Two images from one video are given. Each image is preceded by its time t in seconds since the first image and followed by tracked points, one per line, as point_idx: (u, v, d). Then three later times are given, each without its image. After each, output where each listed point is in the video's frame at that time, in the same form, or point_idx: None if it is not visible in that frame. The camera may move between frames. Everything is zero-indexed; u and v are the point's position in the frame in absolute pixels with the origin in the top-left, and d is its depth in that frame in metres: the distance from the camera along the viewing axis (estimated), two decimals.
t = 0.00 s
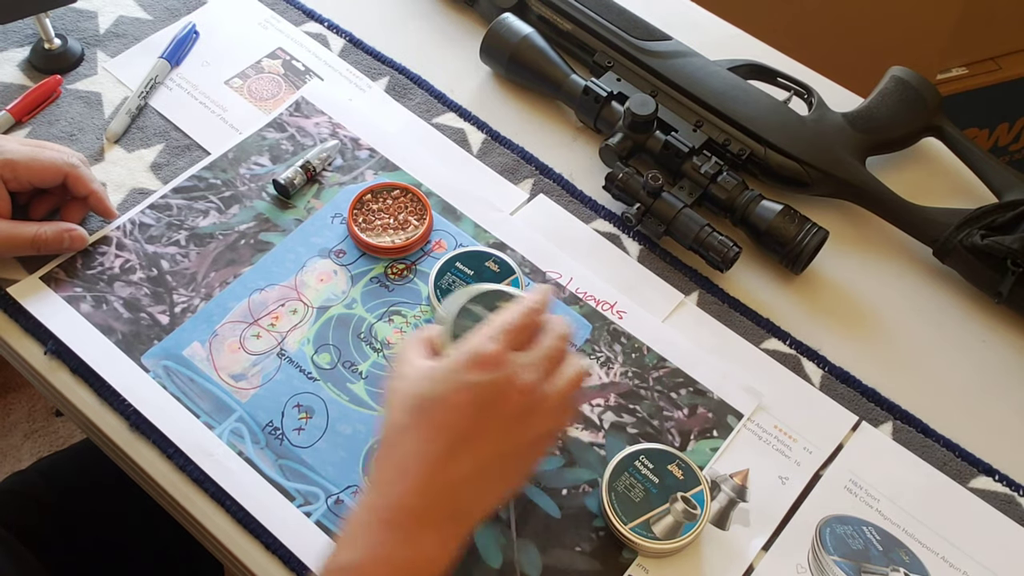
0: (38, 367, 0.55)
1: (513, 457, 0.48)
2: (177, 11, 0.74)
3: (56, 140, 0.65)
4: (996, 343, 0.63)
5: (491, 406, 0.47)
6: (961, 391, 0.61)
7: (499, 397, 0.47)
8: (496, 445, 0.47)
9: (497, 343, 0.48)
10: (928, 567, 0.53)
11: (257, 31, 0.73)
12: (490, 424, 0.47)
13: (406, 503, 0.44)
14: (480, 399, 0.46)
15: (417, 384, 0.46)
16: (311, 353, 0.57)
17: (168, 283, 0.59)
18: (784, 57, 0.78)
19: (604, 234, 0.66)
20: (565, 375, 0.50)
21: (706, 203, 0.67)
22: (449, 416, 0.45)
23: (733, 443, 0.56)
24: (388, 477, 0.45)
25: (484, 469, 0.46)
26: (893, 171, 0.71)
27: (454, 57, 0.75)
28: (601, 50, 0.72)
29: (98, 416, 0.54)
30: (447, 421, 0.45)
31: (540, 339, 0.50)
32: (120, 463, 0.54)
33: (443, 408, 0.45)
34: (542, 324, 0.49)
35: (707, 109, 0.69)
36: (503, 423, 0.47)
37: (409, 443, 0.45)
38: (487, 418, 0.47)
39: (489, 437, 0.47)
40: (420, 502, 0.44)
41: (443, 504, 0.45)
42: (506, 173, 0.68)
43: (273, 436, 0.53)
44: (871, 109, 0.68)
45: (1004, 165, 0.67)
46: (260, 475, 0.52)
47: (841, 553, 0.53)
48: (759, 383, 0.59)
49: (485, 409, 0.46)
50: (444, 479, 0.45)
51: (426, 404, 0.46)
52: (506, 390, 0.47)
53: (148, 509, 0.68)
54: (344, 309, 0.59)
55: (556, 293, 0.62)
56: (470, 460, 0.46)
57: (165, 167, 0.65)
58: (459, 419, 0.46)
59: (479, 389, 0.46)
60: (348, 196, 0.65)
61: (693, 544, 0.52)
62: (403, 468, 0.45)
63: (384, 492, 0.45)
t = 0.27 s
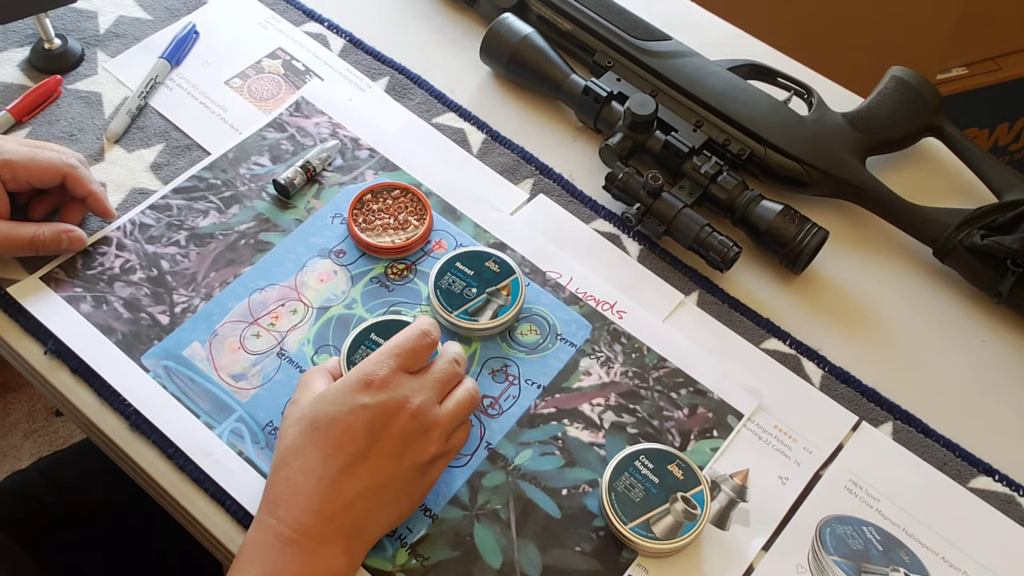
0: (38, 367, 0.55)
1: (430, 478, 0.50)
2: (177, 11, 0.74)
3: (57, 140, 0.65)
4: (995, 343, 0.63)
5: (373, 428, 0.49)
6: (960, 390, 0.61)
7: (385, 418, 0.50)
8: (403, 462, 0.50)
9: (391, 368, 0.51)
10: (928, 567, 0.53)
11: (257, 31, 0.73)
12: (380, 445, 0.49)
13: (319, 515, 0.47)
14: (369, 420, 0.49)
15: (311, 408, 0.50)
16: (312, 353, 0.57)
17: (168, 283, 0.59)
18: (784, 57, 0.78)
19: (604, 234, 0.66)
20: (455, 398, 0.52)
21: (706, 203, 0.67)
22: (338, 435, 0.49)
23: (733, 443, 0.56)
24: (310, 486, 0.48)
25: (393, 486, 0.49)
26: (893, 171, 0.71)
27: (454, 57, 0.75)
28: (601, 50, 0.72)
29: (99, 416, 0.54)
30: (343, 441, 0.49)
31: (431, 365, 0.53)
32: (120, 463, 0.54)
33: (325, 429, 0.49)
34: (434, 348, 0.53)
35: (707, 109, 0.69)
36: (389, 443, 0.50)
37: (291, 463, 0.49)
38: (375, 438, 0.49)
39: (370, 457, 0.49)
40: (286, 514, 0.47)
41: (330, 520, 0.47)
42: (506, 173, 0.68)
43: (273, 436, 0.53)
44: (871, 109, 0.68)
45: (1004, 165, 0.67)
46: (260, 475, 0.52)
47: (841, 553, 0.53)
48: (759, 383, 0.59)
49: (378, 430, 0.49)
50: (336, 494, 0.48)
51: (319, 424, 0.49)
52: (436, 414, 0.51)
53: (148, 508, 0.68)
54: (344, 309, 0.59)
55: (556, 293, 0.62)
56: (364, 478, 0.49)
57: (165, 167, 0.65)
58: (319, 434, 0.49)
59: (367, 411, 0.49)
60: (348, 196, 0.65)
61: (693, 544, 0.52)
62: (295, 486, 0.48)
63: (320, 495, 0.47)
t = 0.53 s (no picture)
0: (36, 367, 0.55)
1: (437, 477, 0.50)
2: (176, 10, 0.73)
3: (55, 139, 0.65)
4: (997, 344, 0.63)
5: (383, 426, 0.50)
6: (962, 391, 0.60)
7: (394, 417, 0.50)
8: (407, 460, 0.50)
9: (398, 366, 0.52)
10: (929, 568, 0.53)
11: (256, 31, 0.73)
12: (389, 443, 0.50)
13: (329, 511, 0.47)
14: (379, 417, 0.50)
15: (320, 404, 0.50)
16: (311, 353, 0.57)
17: (167, 283, 0.59)
18: (784, 57, 0.78)
19: (604, 234, 0.66)
20: (464, 399, 0.53)
21: (707, 203, 0.67)
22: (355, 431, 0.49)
23: (733, 444, 0.56)
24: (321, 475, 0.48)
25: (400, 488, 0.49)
26: (895, 170, 0.71)
27: (454, 56, 0.75)
28: (601, 49, 0.72)
29: (97, 417, 0.53)
30: (354, 440, 0.49)
31: (439, 364, 0.54)
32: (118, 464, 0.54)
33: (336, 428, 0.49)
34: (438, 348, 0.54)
35: (708, 109, 0.68)
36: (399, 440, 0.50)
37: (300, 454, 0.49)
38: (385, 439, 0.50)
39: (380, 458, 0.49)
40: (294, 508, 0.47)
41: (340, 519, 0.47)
42: (506, 172, 0.68)
43: (272, 437, 0.53)
44: (872, 108, 0.68)
45: (1005, 165, 0.67)
46: (258, 476, 0.51)
47: (842, 554, 0.52)
48: (760, 383, 0.59)
49: (384, 424, 0.50)
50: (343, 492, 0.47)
51: (330, 424, 0.49)
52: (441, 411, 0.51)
53: (147, 510, 0.67)
54: (343, 309, 0.59)
55: (557, 293, 0.62)
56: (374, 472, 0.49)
57: (164, 167, 0.65)
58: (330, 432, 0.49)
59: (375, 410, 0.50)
60: (347, 196, 0.65)
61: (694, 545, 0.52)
62: (306, 486, 0.47)
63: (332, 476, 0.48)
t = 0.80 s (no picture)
0: (38, 367, 0.55)
1: None
2: (176, 10, 0.74)
3: (56, 139, 0.65)
4: (995, 343, 0.63)
5: None
6: (960, 391, 0.61)
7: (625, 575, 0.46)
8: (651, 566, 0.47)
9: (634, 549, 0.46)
10: (928, 567, 0.53)
11: (257, 31, 0.73)
12: None
13: None
14: None
15: (544, 549, 0.46)
16: (311, 353, 0.57)
17: (168, 283, 0.59)
18: (784, 57, 0.78)
19: (604, 234, 0.66)
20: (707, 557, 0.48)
21: (706, 203, 0.67)
22: None
23: (733, 443, 0.56)
24: None
25: None
26: (894, 171, 0.71)
27: (454, 56, 0.75)
28: (601, 50, 0.72)
29: (98, 416, 0.53)
30: None
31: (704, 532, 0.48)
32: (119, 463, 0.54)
33: None
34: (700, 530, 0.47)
35: (707, 109, 0.69)
36: None
37: None
38: None
39: None
40: None
41: None
42: (506, 173, 0.68)
43: (273, 436, 0.53)
44: (871, 109, 0.68)
45: (1004, 165, 0.67)
46: (259, 475, 0.52)
47: (841, 553, 0.53)
48: (759, 383, 0.59)
49: None
50: None
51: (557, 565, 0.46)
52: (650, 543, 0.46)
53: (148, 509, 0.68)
54: (344, 309, 0.59)
55: (556, 293, 0.62)
56: None
57: (165, 167, 0.65)
58: None
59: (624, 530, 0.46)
60: (347, 196, 0.65)
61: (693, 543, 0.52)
62: None
63: None
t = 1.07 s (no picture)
0: (38, 367, 0.55)
1: None
2: (176, 10, 0.74)
3: (56, 139, 0.65)
4: (995, 343, 0.63)
5: (648, 557, 0.47)
6: (960, 391, 0.61)
7: (652, 545, 0.47)
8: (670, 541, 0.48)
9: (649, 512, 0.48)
10: (928, 567, 0.53)
11: (257, 31, 0.73)
12: None
13: None
14: (624, 560, 0.46)
15: (571, 518, 0.48)
16: (311, 353, 0.57)
17: (168, 283, 0.59)
18: (783, 57, 0.78)
19: (604, 234, 0.66)
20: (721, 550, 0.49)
21: (706, 203, 0.67)
22: None
23: (732, 443, 0.56)
24: None
25: None
26: (894, 171, 0.71)
27: (454, 56, 0.75)
28: (601, 50, 0.72)
29: (98, 416, 0.53)
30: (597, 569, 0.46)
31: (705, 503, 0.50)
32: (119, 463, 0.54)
33: (579, 551, 0.46)
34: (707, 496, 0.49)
35: (707, 109, 0.69)
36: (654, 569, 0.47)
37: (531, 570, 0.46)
38: None
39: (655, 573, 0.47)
40: None
41: None
42: (506, 172, 0.68)
43: (273, 436, 0.53)
44: (871, 108, 0.68)
45: (1004, 165, 0.67)
46: (259, 475, 0.52)
47: (841, 553, 0.53)
48: (759, 383, 0.59)
49: (623, 563, 0.46)
50: None
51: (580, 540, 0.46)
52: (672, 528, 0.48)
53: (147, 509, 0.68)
54: (344, 309, 0.59)
55: (556, 293, 0.62)
56: None
57: (165, 167, 0.65)
58: None
59: (649, 500, 0.48)
60: (347, 196, 0.65)
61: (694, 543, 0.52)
62: None
63: None
